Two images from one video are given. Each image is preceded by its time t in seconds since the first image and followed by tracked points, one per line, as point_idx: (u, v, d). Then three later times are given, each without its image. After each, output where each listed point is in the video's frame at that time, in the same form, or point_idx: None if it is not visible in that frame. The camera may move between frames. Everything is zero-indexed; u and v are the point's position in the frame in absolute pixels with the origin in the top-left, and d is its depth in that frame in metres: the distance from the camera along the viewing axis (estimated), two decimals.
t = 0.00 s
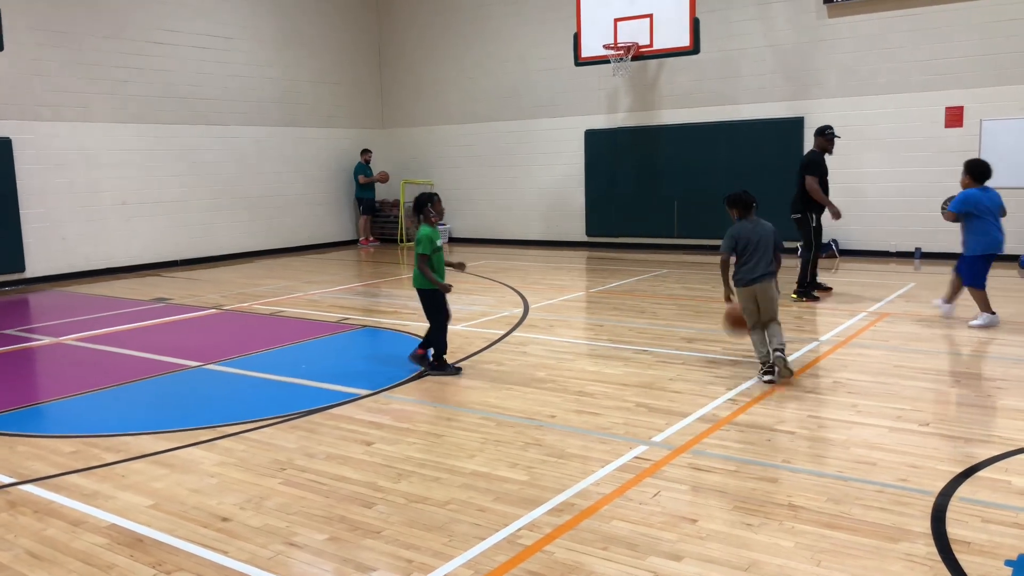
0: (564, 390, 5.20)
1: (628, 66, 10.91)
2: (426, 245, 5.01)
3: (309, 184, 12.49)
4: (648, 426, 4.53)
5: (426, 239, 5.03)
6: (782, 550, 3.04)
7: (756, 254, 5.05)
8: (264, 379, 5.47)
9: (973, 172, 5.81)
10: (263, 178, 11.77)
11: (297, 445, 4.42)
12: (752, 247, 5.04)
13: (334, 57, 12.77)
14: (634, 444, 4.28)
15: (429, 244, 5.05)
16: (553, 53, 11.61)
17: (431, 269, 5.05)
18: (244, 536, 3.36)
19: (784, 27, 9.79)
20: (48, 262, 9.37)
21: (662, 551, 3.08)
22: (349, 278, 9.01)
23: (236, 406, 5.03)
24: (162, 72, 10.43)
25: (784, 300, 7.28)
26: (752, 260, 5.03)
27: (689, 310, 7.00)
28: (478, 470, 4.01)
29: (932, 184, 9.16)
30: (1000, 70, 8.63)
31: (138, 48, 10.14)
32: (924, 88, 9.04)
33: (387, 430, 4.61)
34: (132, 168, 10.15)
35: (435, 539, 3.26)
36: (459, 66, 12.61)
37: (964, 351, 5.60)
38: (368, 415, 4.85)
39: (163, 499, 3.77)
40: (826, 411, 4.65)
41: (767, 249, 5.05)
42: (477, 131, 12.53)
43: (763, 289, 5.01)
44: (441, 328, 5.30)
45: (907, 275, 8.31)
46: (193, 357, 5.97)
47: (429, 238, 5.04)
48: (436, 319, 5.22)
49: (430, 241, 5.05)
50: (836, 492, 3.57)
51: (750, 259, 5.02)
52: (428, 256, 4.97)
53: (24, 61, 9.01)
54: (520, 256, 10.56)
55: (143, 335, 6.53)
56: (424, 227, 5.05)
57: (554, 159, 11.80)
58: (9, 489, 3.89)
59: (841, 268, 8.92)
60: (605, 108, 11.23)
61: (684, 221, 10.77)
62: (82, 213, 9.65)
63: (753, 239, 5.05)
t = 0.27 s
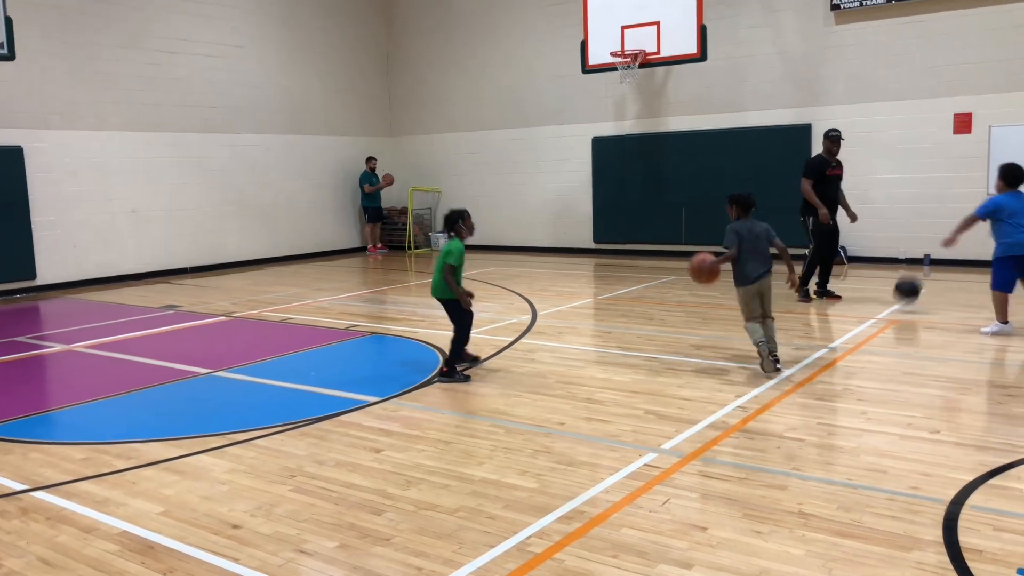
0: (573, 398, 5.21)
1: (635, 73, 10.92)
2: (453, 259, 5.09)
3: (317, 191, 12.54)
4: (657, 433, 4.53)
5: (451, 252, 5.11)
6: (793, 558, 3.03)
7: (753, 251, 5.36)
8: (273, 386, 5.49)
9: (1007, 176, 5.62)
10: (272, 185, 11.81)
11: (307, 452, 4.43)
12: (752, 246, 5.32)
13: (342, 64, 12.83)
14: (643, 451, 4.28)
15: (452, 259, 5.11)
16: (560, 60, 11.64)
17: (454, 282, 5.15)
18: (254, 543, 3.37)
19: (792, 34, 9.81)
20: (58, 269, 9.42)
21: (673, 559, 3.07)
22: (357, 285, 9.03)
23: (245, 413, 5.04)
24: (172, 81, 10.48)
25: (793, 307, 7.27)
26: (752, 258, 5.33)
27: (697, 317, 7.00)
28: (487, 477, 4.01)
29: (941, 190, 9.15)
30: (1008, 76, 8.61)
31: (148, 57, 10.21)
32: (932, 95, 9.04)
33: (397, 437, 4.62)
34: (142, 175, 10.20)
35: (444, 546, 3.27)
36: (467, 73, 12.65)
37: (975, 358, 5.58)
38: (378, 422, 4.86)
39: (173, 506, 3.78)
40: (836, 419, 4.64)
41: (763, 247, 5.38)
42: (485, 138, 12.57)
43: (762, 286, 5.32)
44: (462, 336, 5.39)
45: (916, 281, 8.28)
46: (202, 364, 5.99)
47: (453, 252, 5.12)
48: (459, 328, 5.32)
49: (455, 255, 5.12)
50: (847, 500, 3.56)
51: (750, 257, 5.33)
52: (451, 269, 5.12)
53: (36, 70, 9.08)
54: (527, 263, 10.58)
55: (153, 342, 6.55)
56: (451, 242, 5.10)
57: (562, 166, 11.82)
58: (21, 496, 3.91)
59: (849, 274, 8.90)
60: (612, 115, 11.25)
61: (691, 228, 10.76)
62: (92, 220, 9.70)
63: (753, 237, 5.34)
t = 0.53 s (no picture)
0: (585, 407, 5.20)
1: (647, 82, 10.94)
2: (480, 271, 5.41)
3: (329, 200, 12.59)
4: (671, 443, 4.52)
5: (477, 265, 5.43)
6: (808, 569, 3.01)
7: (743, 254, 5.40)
8: (285, 395, 5.50)
9: None
10: (284, 194, 11.87)
11: (320, 461, 4.43)
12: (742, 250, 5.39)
13: (355, 74, 12.90)
14: (656, 461, 4.27)
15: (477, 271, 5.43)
16: (571, 70, 11.67)
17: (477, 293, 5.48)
18: (267, 551, 3.38)
19: (804, 43, 9.81)
20: (73, 278, 9.48)
21: (687, 569, 3.06)
22: (369, 294, 9.05)
23: (258, 421, 5.05)
24: (186, 91, 10.56)
25: (806, 316, 7.25)
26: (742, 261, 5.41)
27: (709, 326, 6.99)
28: (500, 487, 4.01)
29: (955, 199, 9.11)
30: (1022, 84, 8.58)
31: (163, 68, 10.29)
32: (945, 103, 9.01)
33: (409, 446, 4.62)
34: (156, 185, 10.27)
35: (458, 555, 3.27)
36: (478, 83, 12.70)
37: (990, 367, 5.54)
38: (390, 431, 4.86)
39: (187, 514, 3.79)
40: (849, 428, 4.62)
41: (754, 248, 5.48)
42: (496, 147, 12.61)
43: (755, 286, 5.42)
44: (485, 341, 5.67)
45: (929, 290, 8.25)
46: (215, 372, 6.01)
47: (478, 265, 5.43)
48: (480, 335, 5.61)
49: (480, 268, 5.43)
50: (862, 510, 3.54)
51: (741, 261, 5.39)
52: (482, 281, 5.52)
53: (53, 80, 9.17)
54: (539, 272, 10.58)
55: (166, 350, 6.59)
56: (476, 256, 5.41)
57: (573, 174, 11.84)
58: (36, 503, 3.93)
59: (862, 283, 8.87)
60: (624, 123, 11.26)
61: (703, 236, 10.76)
62: (106, 229, 9.77)
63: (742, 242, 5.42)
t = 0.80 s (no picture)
0: (603, 413, 5.19)
1: (664, 88, 10.93)
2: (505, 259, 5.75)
3: (347, 207, 12.65)
4: (689, 450, 4.50)
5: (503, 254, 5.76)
6: None
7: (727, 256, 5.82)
8: (303, 400, 5.52)
9: None
10: (302, 200, 11.93)
11: (338, 466, 4.44)
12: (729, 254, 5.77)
13: (373, 81, 12.97)
14: (674, 468, 4.25)
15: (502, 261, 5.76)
16: (588, 77, 11.69)
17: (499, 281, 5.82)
18: (286, 555, 3.38)
19: (823, 49, 9.78)
20: (94, 282, 9.56)
21: None
22: (386, 299, 9.08)
23: (277, 426, 5.07)
24: (206, 97, 10.64)
25: (825, 323, 7.20)
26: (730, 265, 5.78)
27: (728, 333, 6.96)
28: (517, 493, 4.00)
29: (977, 206, 9.03)
30: None
31: (184, 74, 10.38)
32: (967, 109, 8.95)
33: (426, 452, 4.63)
34: (176, 190, 10.36)
35: (475, 561, 3.26)
36: (495, 89, 12.74)
37: (1013, 376, 5.48)
38: (408, 436, 4.86)
39: (206, 517, 3.81)
40: (869, 437, 4.58)
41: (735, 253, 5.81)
42: (513, 154, 12.63)
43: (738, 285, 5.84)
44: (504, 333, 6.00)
45: (950, 298, 8.18)
46: (233, 377, 6.04)
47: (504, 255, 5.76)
48: (501, 323, 5.94)
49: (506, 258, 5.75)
50: (883, 520, 3.51)
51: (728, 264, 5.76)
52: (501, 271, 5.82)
53: (76, 87, 9.28)
54: (555, 279, 10.58)
55: (184, 355, 6.63)
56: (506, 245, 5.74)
57: (589, 181, 11.84)
58: (58, 505, 3.96)
59: (882, 291, 8.81)
60: (641, 130, 11.26)
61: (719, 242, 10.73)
62: (126, 234, 9.85)
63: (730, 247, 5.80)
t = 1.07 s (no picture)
0: (622, 419, 5.17)
1: (685, 93, 10.90)
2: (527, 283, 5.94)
3: (366, 210, 12.70)
4: (709, 457, 4.47)
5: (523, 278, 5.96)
6: None
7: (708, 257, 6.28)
8: (323, 402, 5.54)
9: None
10: (322, 203, 12.00)
11: (357, 468, 4.45)
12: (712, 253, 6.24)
13: (394, 85, 13.04)
14: (694, 474, 4.23)
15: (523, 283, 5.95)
16: (608, 81, 11.68)
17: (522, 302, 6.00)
18: (305, 557, 3.40)
19: (845, 53, 9.72)
20: (116, 284, 9.66)
21: None
22: (404, 303, 9.10)
23: (296, 428, 5.09)
24: (228, 101, 10.74)
25: (846, 330, 7.14)
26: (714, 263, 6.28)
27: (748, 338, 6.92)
28: (536, 497, 3.99)
29: (1003, 212, 8.93)
30: None
31: (207, 78, 10.48)
32: (993, 114, 8.85)
33: (445, 455, 4.63)
34: (197, 193, 10.45)
35: (493, 565, 3.26)
36: (515, 93, 12.76)
37: None
38: (426, 439, 4.87)
39: (227, 518, 3.83)
40: (891, 445, 4.53)
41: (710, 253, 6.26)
42: (532, 158, 12.64)
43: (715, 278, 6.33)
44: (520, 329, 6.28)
45: (974, 305, 8.09)
46: (253, 378, 6.08)
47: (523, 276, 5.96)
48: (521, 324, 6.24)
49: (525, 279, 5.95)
50: (906, 529, 3.47)
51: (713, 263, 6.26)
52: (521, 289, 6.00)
53: (100, 91, 9.39)
54: (573, 283, 10.57)
55: (205, 356, 6.68)
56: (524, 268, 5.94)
57: (608, 185, 11.83)
58: (81, 505, 4.00)
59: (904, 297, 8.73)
60: (661, 134, 11.22)
61: (740, 248, 10.67)
62: (149, 237, 9.95)
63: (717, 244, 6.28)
